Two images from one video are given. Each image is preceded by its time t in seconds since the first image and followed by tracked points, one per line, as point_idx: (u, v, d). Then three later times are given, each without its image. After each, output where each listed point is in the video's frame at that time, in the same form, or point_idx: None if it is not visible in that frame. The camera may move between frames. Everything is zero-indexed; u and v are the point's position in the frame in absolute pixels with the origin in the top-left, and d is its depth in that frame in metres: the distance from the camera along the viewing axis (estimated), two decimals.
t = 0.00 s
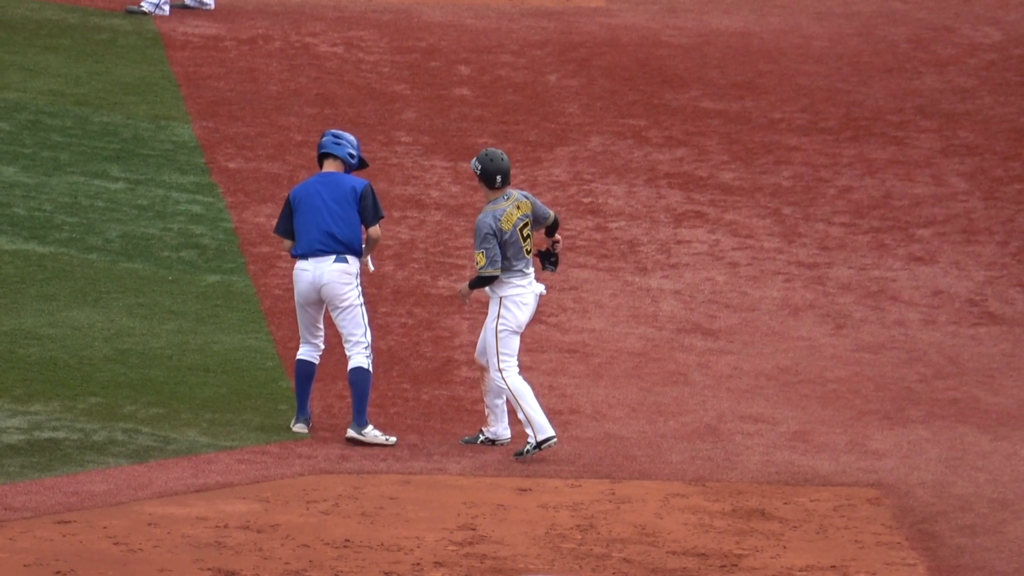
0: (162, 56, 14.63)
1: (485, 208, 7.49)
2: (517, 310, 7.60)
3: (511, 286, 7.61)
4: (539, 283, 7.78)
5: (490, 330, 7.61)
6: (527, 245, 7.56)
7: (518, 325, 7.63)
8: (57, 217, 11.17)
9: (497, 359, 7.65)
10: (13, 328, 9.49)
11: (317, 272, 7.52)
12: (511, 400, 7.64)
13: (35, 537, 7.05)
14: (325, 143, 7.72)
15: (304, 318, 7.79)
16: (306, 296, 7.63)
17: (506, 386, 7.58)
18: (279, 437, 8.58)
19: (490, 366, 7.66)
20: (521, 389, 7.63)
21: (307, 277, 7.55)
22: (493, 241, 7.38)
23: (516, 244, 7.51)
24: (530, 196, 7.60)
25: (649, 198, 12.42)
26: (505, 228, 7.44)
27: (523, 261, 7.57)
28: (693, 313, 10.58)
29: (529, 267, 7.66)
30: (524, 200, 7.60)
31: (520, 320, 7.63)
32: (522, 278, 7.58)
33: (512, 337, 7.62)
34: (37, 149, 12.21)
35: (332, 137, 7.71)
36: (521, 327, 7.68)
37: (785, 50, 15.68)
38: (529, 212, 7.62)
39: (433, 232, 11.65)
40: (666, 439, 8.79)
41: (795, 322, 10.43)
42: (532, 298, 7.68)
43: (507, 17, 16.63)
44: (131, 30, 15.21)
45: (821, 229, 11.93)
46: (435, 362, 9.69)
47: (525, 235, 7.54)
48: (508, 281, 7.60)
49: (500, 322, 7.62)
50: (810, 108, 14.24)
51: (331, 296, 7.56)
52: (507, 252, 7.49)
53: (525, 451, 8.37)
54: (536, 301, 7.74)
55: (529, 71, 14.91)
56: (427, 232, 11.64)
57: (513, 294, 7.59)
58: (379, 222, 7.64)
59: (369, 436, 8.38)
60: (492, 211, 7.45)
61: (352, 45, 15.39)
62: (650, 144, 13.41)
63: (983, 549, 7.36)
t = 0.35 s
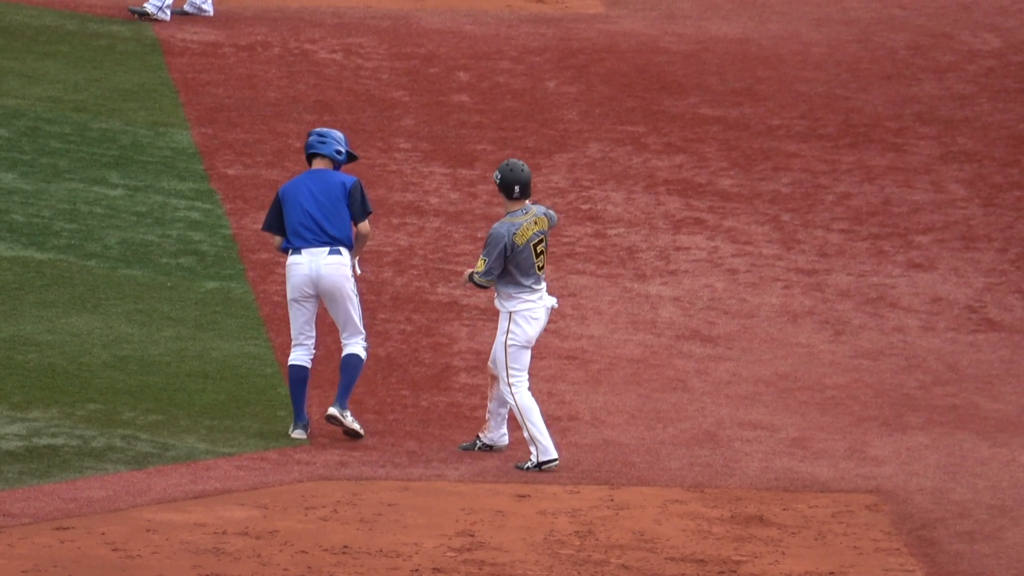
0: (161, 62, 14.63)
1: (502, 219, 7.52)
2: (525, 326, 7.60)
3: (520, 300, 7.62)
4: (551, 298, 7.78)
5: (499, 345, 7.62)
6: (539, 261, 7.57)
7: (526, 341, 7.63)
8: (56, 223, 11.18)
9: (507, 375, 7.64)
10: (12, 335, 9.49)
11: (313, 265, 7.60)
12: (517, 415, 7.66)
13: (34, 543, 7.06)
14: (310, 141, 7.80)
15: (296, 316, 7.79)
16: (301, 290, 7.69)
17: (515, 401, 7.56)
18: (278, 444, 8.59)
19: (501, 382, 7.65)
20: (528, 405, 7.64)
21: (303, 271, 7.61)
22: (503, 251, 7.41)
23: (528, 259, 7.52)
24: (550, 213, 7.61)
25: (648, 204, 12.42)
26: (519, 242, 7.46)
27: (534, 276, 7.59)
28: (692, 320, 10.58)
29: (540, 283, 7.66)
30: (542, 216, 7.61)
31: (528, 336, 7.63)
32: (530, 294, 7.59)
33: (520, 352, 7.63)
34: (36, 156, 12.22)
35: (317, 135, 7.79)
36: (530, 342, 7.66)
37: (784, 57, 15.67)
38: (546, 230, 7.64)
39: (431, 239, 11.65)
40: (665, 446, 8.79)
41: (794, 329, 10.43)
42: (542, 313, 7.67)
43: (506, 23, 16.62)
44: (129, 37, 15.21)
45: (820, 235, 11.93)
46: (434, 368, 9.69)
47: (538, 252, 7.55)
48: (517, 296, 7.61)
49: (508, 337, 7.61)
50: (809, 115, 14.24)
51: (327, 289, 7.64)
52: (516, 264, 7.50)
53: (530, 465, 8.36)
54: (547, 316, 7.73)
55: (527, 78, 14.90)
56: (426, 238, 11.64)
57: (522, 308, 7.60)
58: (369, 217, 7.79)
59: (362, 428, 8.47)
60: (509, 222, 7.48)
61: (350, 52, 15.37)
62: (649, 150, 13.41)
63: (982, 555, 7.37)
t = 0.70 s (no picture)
0: (156, 65, 14.62)
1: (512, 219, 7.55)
2: (531, 329, 7.62)
3: (527, 302, 7.64)
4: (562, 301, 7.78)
5: (505, 348, 7.64)
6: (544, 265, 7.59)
7: (532, 344, 7.64)
8: (51, 226, 11.18)
9: (514, 379, 7.65)
10: (7, 337, 9.49)
11: (304, 264, 7.66)
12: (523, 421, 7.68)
13: (28, 545, 7.06)
14: (303, 142, 7.81)
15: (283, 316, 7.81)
16: (290, 290, 7.73)
17: (521, 405, 7.57)
18: (273, 446, 8.59)
19: (508, 386, 7.66)
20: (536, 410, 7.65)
21: (294, 271, 7.66)
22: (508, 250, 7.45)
23: (533, 262, 7.55)
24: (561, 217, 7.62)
25: (642, 207, 12.42)
26: (525, 244, 7.50)
27: (539, 279, 7.61)
28: (687, 322, 10.58)
29: (548, 286, 7.68)
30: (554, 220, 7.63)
31: (534, 339, 7.64)
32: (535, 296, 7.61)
33: (526, 356, 7.64)
34: (31, 159, 12.22)
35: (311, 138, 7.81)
36: (536, 346, 7.66)
37: (779, 59, 15.67)
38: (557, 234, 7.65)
39: (426, 241, 11.65)
40: (660, 449, 8.79)
41: (789, 331, 10.43)
42: (550, 315, 7.68)
43: (501, 26, 16.61)
44: (125, 39, 15.20)
45: (814, 237, 11.93)
46: (429, 370, 9.69)
47: (547, 255, 7.57)
48: (523, 299, 7.63)
49: (514, 340, 7.63)
50: (804, 117, 14.24)
51: (318, 287, 7.72)
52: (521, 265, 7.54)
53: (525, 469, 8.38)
54: (555, 318, 7.73)
55: (523, 80, 14.90)
56: (421, 241, 11.64)
57: (528, 311, 7.62)
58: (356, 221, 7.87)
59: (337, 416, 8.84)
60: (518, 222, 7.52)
61: (345, 54, 15.36)
62: (644, 153, 13.41)
63: (977, 558, 7.38)
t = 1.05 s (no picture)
0: (150, 65, 14.62)
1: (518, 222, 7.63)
2: (535, 330, 7.65)
3: (532, 303, 7.67)
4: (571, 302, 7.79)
5: (510, 348, 7.70)
6: (547, 269, 7.59)
7: (537, 345, 7.67)
8: (44, 226, 11.19)
9: (517, 378, 7.76)
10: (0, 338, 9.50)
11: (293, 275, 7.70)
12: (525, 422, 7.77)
13: (21, 546, 7.07)
14: (296, 155, 7.85)
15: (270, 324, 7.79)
16: (278, 299, 7.74)
17: (519, 408, 7.70)
18: (266, 447, 8.59)
19: (511, 385, 7.78)
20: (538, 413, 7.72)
21: (285, 281, 7.68)
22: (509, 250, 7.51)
23: (535, 264, 7.57)
24: (569, 221, 7.62)
25: (636, 207, 12.42)
26: (528, 246, 7.54)
27: (543, 284, 7.62)
28: (680, 323, 10.58)
29: (555, 287, 7.70)
30: (561, 223, 7.63)
31: (539, 340, 7.67)
32: (539, 298, 7.65)
33: (530, 357, 7.69)
34: (25, 159, 12.23)
35: (305, 152, 7.86)
36: (541, 346, 7.69)
37: (772, 60, 15.67)
38: (565, 237, 7.65)
39: (420, 242, 11.64)
40: (653, 449, 8.79)
41: (782, 332, 10.43)
42: (555, 316, 7.70)
43: (495, 26, 16.61)
44: (118, 40, 15.20)
45: (808, 238, 11.93)
46: (422, 371, 9.69)
47: (550, 259, 7.59)
48: (529, 300, 7.67)
49: (519, 339, 7.68)
50: (797, 118, 14.24)
51: (306, 295, 7.78)
52: (523, 268, 7.57)
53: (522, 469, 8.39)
54: (562, 318, 7.75)
55: (516, 81, 14.90)
56: (415, 241, 11.64)
57: (533, 312, 7.66)
58: (344, 240, 7.95)
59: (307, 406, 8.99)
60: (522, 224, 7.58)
61: (338, 55, 15.35)
62: (637, 153, 13.41)
63: (969, 559, 7.39)
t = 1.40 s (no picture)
0: (143, 67, 14.63)
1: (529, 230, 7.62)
2: (527, 335, 7.62)
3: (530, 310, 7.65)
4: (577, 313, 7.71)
5: (505, 349, 7.71)
6: (553, 278, 7.56)
7: (529, 349, 7.66)
8: (38, 228, 11.20)
9: (511, 378, 7.80)
10: None
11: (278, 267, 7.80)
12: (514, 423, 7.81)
13: (14, 547, 7.07)
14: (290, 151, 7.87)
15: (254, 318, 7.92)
16: (262, 292, 7.84)
17: (508, 407, 7.75)
18: (259, 448, 8.59)
19: (506, 384, 7.83)
20: (529, 415, 7.75)
21: (269, 274, 7.80)
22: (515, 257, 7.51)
23: (541, 272, 7.54)
24: (579, 231, 7.57)
25: (629, 209, 12.43)
26: (533, 253, 7.53)
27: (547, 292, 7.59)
28: (673, 324, 10.59)
29: (561, 298, 7.65)
30: (570, 233, 7.59)
31: (530, 345, 7.65)
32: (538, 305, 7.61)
33: (523, 360, 7.69)
34: (18, 161, 12.24)
35: (298, 150, 7.87)
36: (532, 350, 7.66)
37: (766, 62, 15.68)
38: (574, 247, 7.60)
39: (413, 243, 11.65)
40: (646, 449, 8.80)
41: (775, 332, 10.44)
42: (553, 325, 7.64)
43: (489, 28, 16.63)
44: (112, 41, 15.21)
45: (801, 239, 11.94)
46: (415, 372, 9.68)
47: (556, 268, 7.56)
48: (527, 306, 7.65)
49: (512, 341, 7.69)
50: (790, 119, 14.25)
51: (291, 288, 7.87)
52: (529, 276, 7.56)
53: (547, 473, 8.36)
54: (562, 327, 7.67)
55: (510, 82, 14.91)
56: (408, 243, 11.65)
57: (530, 318, 7.63)
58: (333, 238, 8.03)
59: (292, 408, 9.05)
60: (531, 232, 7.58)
61: (332, 56, 15.35)
62: (630, 155, 13.42)
63: (963, 560, 7.41)
